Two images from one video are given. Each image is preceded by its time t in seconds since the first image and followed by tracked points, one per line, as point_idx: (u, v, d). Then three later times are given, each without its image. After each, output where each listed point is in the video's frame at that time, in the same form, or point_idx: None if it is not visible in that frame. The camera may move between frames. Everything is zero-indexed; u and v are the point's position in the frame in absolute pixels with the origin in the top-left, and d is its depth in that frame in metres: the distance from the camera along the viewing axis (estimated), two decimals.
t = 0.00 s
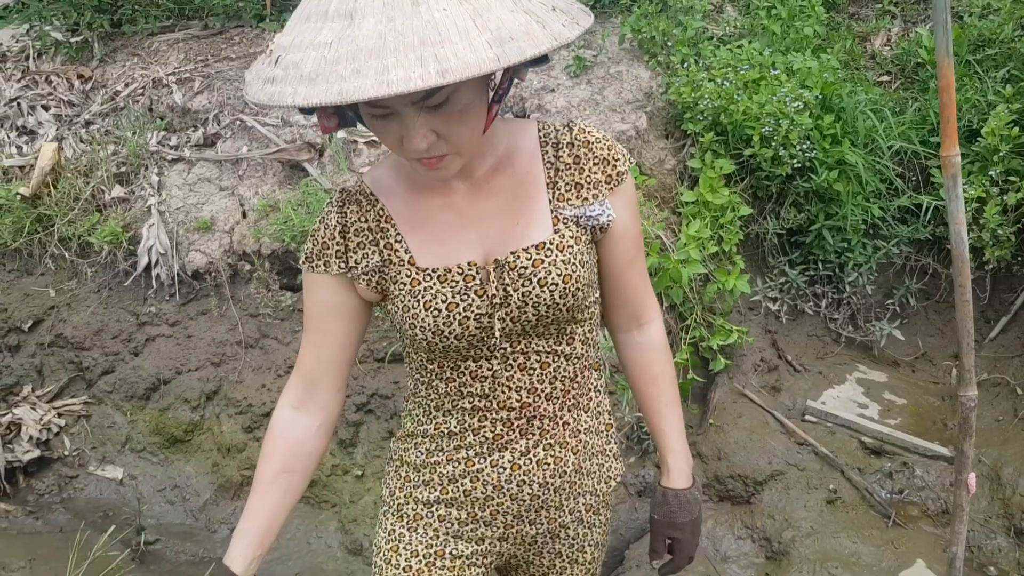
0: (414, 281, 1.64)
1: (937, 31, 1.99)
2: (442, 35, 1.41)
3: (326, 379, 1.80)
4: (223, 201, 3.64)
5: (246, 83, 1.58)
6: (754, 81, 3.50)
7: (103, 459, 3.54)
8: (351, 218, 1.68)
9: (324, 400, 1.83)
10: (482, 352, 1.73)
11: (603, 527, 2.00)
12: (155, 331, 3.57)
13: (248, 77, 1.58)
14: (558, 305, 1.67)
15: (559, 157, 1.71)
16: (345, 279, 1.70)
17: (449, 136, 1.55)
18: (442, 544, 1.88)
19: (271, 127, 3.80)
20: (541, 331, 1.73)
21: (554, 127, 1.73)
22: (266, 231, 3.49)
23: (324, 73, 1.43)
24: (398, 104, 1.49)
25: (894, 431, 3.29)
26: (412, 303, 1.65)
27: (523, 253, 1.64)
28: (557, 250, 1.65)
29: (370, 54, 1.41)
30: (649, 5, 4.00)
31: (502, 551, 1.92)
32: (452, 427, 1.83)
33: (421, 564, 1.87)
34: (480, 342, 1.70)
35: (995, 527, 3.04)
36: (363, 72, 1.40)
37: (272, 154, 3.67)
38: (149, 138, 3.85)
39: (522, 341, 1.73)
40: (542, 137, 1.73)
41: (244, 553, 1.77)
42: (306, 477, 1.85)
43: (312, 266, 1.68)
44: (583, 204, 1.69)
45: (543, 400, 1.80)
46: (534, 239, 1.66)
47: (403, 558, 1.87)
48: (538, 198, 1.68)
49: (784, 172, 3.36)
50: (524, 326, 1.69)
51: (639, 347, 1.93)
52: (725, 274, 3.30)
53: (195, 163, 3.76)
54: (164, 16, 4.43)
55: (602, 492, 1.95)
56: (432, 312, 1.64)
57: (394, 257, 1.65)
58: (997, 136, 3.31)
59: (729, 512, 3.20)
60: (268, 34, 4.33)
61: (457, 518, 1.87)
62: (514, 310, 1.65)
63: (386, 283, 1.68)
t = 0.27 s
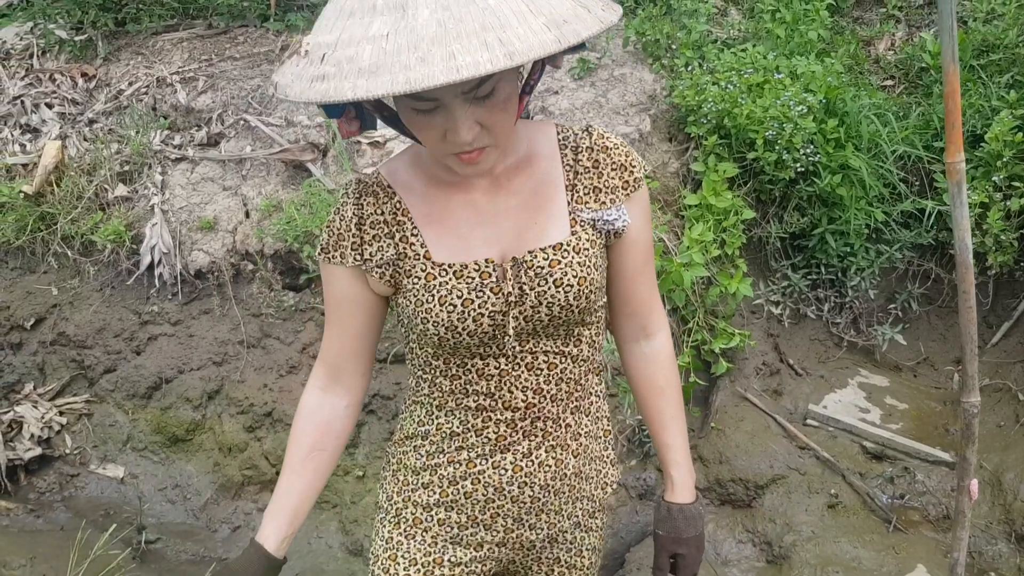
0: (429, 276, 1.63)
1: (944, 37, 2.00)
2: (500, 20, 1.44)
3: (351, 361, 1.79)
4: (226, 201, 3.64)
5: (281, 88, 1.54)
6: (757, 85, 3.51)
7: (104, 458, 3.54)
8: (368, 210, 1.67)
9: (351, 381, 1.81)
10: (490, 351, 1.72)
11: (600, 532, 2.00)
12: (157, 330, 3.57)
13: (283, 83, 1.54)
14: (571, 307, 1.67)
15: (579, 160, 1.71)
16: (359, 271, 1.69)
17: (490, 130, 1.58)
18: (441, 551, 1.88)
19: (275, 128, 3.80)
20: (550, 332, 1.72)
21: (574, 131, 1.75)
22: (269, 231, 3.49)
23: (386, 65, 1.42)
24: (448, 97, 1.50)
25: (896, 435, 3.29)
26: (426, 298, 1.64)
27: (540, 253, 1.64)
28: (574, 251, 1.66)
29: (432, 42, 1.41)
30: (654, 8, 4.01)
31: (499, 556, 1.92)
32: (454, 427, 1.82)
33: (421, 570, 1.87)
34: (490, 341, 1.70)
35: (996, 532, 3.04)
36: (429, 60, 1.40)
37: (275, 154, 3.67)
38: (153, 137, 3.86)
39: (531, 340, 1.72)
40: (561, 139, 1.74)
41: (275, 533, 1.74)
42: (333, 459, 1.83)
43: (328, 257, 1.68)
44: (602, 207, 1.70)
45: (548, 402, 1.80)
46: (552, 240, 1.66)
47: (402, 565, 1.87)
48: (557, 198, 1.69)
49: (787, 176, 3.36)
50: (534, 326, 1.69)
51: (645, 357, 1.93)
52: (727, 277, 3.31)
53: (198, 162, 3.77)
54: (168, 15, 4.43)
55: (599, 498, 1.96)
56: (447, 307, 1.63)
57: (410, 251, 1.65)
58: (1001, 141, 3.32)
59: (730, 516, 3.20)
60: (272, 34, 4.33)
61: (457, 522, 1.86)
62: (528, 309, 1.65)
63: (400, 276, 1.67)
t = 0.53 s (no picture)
0: (436, 269, 1.63)
1: (947, 38, 1.99)
2: (580, 6, 1.56)
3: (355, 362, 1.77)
4: (227, 199, 3.64)
5: (358, 95, 1.50)
6: (759, 85, 3.51)
7: (104, 456, 3.54)
8: (377, 202, 1.66)
9: (353, 385, 1.79)
10: (494, 347, 1.72)
11: (602, 534, 1.99)
12: (158, 329, 3.57)
13: (358, 90, 1.50)
14: (575, 304, 1.67)
15: (586, 163, 1.73)
16: (366, 262, 1.67)
17: (538, 122, 1.60)
18: (444, 550, 1.87)
19: (276, 126, 3.79)
20: (553, 329, 1.72)
21: (581, 133, 1.76)
22: (270, 229, 3.49)
23: (494, 56, 1.47)
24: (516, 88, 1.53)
25: (897, 436, 3.29)
26: (432, 290, 1.63)
27: (547, 249, 1.65)
28: (579, 249, 1.66)
29: (533, 30, 1.50)
30: (655, 8, 4.01)
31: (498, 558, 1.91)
32: (457, 424, 1.82)
33: (424, 570, 1.86)
34: (494, 336, 1.69)
35: (997, 534, 3.03)
36: (535, 49, 1.48)
37: (276, 152, 3.67)
38: (154, 135, 3.86)
39: (535, 336, 1.72)
40: (569, 140, 1.75)
41: (280, 542, 1.75)
42: (336, 464, 1.81)
43: (334, 248, 1.66)
44: (608, 207, 1.71)
45: (551, 399, 1.79)
46: (558, 238, 1.67)
47: (405, 565, 1.86)
48: (563, 196, 1.70)
49: (789, 176, 3.36)
50: (537, 323, 1.69)
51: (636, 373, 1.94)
52: (729, 277, 3.31)
53: (199, 161, 3.76)
54: (169, 13, 4.43)
55: (600, 500, 1.95)
56: (452, 300, 1.63)
57: (417, 244, 1.65)
58: (1002, 143, 3.32)
59: (731, 516, 3.20)
60: (274, 33, 4.33)
61: (460, 520, 1.86)
62: (533, 305, 1.65)
63: (406, 269, 1.66)
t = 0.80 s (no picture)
0: (432, 266, 1.63)
1: (948, 33, 1.98)
2: None
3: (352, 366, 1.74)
4: (227, 196, 3.63)
5: (424, 94, 1.43)
6: (760, 82, 3.50)
7: (103, 454, 3.53)
8: (370, 201, 1.64)
9: (350, 390, 1.77)
10: (495, 342, 1.71)
11: (608, 525, 1.99)
12: (157, 326, 3.56)
13: (425, 88, 1.43)
14: (573, 296, 1.68)
15: (576, 153, 1.74)
16: (360, 262, 1.66)
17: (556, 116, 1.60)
18: (454, 547, 1.86)
19: (275, 123, 3.79)
20: (552, 321, 1.72)
21: (570, 126, 1.77)
22: (270, 227, 3.49)
23: (561, 49, 1.47)
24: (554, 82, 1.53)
25: (897, 434, 3.28)
26: (429, 288, 1.63)
27: (542, 242, 1.66)
28: (573, 241, 1.67)
29: (591, 24, 1.51)
30: (656, 5, 4.00)
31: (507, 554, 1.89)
32: (460, 420, 1.80)
33: (434, 569, 1.84)
34: (494, 331, 1.69)
35: (997, 532, 3.03)
36: (596, 41, 1.50)
37: (276, 149, 3.66)
38: (154, 132, 3.85)
39: (534, 330, 1.72)
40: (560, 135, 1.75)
41: (279, 549, 1.74)
42: (335, 471, 1.79)
43: (328, 249, 1.65)
44: (599, 198, 1.72)
45: (553, 392, 1.79)
46: (554, 229, 1.68)
47: (415, 564, 1.84)
48: (556, 189, 1.71)
49: (790, 174, 3.34)
50: (536, 316, 1.69)
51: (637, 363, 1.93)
52: (729, 275, 3.31)
53: (199, 158, 3.75)
54: (169, 10, 4.42)
55: (607, 490, 1.95)
56: (450, 297, 1.63)
57: (412, 242, 1.64)
58: (1004, 140, 3.31)
59: (731, 514, 3.19)
60: (273, 30, 4.32)
61: (468, 517, 1.84)
62: (531, 298, 1.65)
63: (402, 267, 1.66)
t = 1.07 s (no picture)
0: (424, 269, 1.61)
1: (942, 26, 1.97)
2: None
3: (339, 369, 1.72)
4: (221, 196, 3.62)
5: (438, 84, 1.40)
6: (755, 78, 3.49)
7: (99, 455, 3.52)
8: (359, 205, 1.62)
9: (339, 393, 1.76)
10: (489, 343, 1.70)
11: (605, 521, 1.97)
12: (152, 326, 3.55)
13: (438, 79, 1.40)
14: (566, 295, 1.67)
15: (564, 152, 1.73)
16: (349, 266, 1.64)
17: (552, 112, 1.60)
18: (455, 548, 1.84)
19: (270, 122, 3.77)
20: (545, 321, 1.71)
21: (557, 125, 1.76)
22: (264, 226, 3.47)
23: (571, 38, 1.46)
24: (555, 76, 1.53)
25: (895, 430, 3.27)
26: (422, 290, 1.61)
27: (534, 241, 1.65)
28: (566, 239, 1.67)
29: (597, 14, 1.51)
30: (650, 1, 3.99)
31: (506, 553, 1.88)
32: (456, 423, 1.79)
33: (436, 571, 1.83)
34: (488, 332, 1.68)
35: (995, 528, 3.01)
36: (603, 31, 1.50)
37: (270, 148, 3.64)
38: (148, 132, 3.84)
39: (528, 330, 1.70)
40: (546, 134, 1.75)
41: (265, 553, 1.73)
42: (323, 473, 1.78)
43: (316, 253, 1.62)
44: (589, 197, 1.71)
45: (548, 392, 1.77)
46: (546, 229, 1.67)
47: (418, 567, 1.83)
48: (547, 188, 1.70)
49: (785, 169, 3.33)
50: (530, 316, 1.68)
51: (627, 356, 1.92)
52: (725, 272, 3.30)
53: (193, 157, 3.74)
54: (163, 10, 4.41)
55: (605, 486, 1.94)
56: (444, 299, 1.61)
57: (403, 245, 1.62)
58: (1000, 134, 3.30)
59: (728, 511, 3.19)
60: (268, 29, 4.31)
61: (468, 519, 1.83)
62: (525, 298, 1.64)
63: (392, 271, 1.64)
